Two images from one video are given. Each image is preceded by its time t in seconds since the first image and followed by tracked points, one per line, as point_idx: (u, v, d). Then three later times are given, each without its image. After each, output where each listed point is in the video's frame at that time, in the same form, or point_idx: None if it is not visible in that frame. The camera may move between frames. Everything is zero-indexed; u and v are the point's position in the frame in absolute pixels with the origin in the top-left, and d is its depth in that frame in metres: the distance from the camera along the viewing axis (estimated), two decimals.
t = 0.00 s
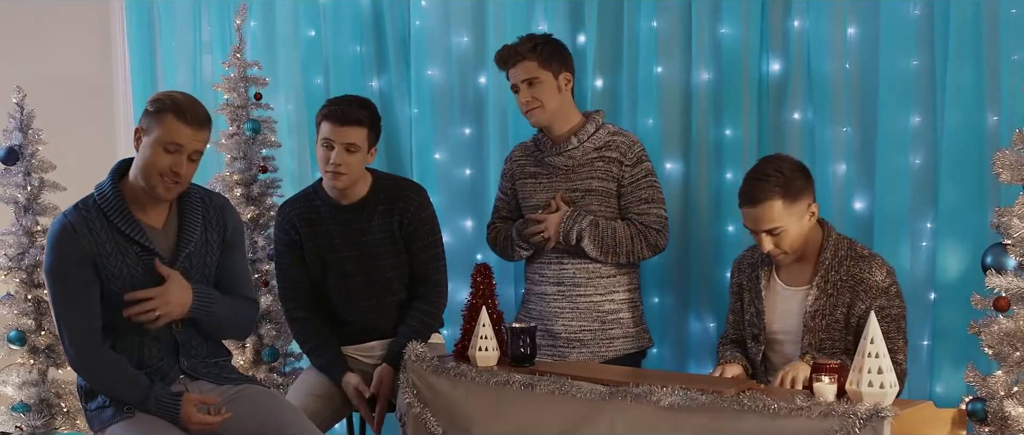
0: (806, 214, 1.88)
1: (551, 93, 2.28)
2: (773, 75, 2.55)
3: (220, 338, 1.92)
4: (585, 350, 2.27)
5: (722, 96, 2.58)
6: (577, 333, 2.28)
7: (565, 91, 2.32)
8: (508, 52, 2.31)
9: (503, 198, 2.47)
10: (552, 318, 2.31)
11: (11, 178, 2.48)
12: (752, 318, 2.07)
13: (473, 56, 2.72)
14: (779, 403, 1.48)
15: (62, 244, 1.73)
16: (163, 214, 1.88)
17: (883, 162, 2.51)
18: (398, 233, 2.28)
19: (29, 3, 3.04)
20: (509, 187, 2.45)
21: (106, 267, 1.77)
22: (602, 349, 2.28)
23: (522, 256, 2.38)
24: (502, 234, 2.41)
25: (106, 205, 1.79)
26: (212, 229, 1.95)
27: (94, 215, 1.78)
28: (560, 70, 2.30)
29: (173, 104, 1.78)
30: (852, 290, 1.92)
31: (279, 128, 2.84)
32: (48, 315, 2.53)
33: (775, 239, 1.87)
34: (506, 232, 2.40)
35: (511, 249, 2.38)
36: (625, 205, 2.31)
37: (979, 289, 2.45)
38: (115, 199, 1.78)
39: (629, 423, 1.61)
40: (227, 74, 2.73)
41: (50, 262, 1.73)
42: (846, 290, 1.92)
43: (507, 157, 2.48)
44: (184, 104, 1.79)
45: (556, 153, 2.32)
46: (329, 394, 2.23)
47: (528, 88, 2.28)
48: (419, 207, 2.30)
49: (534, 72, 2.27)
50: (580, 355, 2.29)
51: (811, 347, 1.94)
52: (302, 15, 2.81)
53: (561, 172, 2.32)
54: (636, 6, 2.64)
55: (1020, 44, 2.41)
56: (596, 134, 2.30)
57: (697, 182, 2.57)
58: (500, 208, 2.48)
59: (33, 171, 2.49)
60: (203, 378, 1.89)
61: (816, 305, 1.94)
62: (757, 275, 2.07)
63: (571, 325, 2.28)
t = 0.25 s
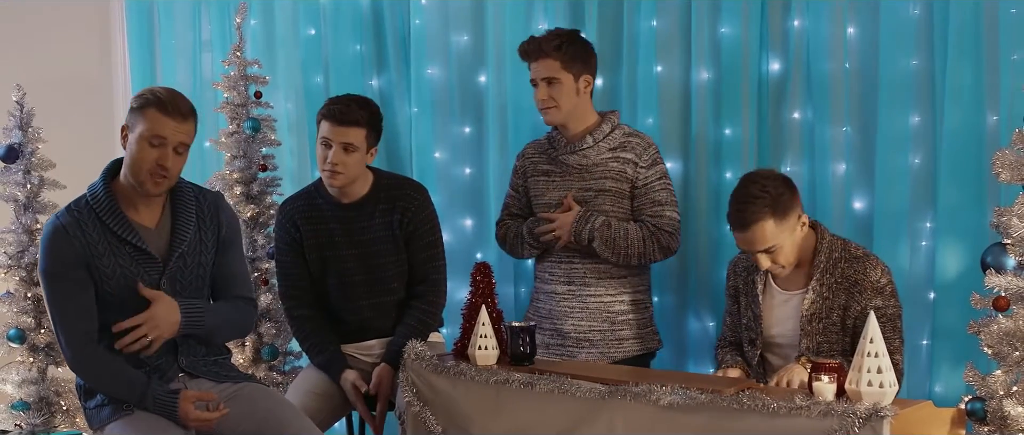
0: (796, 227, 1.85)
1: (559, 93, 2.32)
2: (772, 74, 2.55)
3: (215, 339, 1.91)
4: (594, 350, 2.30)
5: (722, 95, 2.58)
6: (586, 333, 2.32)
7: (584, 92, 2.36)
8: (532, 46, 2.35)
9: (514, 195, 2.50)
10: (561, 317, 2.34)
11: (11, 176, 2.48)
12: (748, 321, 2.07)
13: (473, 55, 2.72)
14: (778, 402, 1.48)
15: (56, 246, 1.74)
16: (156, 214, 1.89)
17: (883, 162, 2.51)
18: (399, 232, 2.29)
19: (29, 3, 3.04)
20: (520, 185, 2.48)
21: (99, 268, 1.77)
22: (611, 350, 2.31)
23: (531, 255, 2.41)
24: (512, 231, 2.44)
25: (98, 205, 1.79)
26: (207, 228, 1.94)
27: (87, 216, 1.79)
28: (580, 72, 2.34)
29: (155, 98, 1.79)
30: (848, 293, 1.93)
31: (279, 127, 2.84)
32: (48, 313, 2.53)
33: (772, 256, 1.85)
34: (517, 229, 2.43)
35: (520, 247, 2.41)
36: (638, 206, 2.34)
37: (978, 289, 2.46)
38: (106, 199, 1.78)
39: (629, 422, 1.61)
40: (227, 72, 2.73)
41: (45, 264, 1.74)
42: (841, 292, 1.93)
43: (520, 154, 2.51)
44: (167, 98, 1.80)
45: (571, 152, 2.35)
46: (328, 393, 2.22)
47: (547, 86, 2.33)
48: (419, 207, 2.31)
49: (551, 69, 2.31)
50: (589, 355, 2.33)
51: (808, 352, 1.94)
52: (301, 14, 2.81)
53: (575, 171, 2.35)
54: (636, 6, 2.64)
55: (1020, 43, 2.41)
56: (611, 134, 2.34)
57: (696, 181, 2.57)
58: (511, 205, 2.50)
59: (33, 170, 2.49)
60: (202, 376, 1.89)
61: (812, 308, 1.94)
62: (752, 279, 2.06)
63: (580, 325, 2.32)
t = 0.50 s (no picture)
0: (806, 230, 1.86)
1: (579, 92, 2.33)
2: (774, 74, 2.55)
3: (212, 340, 1.90)
4: (608, 352, 2.32)
5: (724, 95, 2.58)
6: (601, 335, 2.33)
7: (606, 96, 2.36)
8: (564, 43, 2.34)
9: (531, 195, 2.52)
10: (576, 318, 2.36)
11: (13, 176, 2.48)
12: (748, 324, 2.06)
13: (475, 55, 2.73)
14: (780, 402, 1.48)
15: (57, 245, 1.74)
16: (158, 213, 1.89)
17: (885, 162, 2.51)
18: (401, 232, 2.29)
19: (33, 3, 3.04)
20: (537, 184, 2.49)
21: (100, 267, 1.78)
22: (624, 353, 2.33)
23: (547, 255, 2.42)
24: (528, 230, 2.44)
25: (100, 204, 1.80)
26: (208, 227, 1.95)
27: (89, 215, 1.79)
28: (607, 77, 2.34)
29: (150, 95, 1.81)
30: (847, 292, 1.93)
31: (280, 126, 2.83)
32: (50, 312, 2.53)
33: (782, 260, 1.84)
34: (533, 229, 2.43)
35: (536, 248, 2.42)
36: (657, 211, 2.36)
37: (979, 289, 2.46)
38: (107, 198, 1.79)
39: (630, 422, 1.61)
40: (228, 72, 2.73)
41: (46, 263, 1.74)
42: (839, 291, 1.93)
43: (537, 152, 2.52)
44: (162, 95, 1.82)
45: (591, 154, 2.37)
46: (328, 392, 2.22)
47: (570, 85, 2.34)
48: (422, 207, 2.31)
49: (576, 69, 2.32)
50: (603, 357, 2.34)
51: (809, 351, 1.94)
52: (303, 13, 2.80)
53: (594, 173, 2.36)
54: (638, 6, 2.64)
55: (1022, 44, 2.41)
56: (632, 138, 2.35)
57: (698, 181, 2.57)
58: (526, 204, 2.51)
59: (35, 169, 2.49)
60: (204, 375, 1.89)
61: (811, 309, 1.93)
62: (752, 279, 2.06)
63: (595, 327, 2.34)
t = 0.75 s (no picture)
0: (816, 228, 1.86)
1: (598, 94, 2.33)
2: (775, 75, 2.55)
3: (217, 337, 1.90)
4: (620, 355, 2.33)
5: (726, 95, 2.57)
6: (613, 338, 2.34)
7: (626, 99, 2.37)
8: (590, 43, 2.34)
9: (544, 194, 2.52)
10: (589, 320, 2.37)
11: (15, 175, 2.48)
12: (751, 321, 2.06)
13: (477, 55, 2.73)
14: (781, 403, 1.48)
15: (65, 242, 1.75)
16: (167, 212, 1.89)
17: (887, 165, 2.50)
18: (404, 232, 2.29)
19: (38, 2, 3.04)
20: (552, 183, 2.50)
21: (109, 264, 1.78)
22: (636, 356, 2.34)
23: (559, 256, 2.45)
24: (541, 229, 2.46)
25: (109, 203, 1.80)
26: (216, 228, 1.95)
27: (98, 213, 1.80)
28: (629, 80, 2.35)
29: (156, 93, 1.81)
30: (852, 292, 1.93)
31: (280, 126, 2.83)
32: (51, 312, 2.53)
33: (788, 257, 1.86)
34: (546, 229, 2.45)
35: (549, 248, 2.44)
36: (672, 215, 2.36)
37: (981, 290, 2.45)
38: (117, 197, 1.79)
39: (630, 422, 1.61)
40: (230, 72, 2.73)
41: (53, 260, 1.74)
42: (845, 290, 1.93)
43: (551, 151, 2.53)
44: (169, 93, 1.82)
45: (605, 156, 2.37)
46: (329, 392, 2.23)
47: (591, 85, 2.34)
48: (425, 208, 2.31)
49: (597, 69, 2.32)
50: (614, 359, 2.35)
51: (811, 349, 1.95)
52: (305, 13, 2.80)
53: (609, 175, 2.37)
54: (640, 6, 2.64)
55: None
56: (647, 141, 2.35)
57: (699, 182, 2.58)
58: (541, 203, 2.53)
59: (36, 168, 2.49)
60: (205, 376, 1.89)
61: (816, 306, 1.94)
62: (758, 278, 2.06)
63: (608, 330, 2.34)
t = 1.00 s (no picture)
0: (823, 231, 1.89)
1: (609, 94, 2.33)
2: (775, 76, 2.55)
3: (226, 337, 1.92)
4: (623, 357, 2.33)
5: (726, 97, 2.57)
6: (616, 339, 2.34)
7: (635, 101, 2.36)
8: (601, 43, 2.33)
9: (550, 193, 2.52)
10: (592, 321, 2.37)
11: (14, 176, 2.48)
12: (755, 317, 2.07)
13: (477, 56, 2.73)
14: (781, 404, 1.48)
15: (75, 239, 1.74)
16: (177, 212, 1.90)
17: (887, 166, 2.50)
18: (408, 232, 2.29)
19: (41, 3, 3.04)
20: (558, 182, 2.50)
21: (119, 263, 1.78)
22: (639, 358, 2.34)
23: (563, 255, 2.46)
24: (546, 228, 2.46)
25: (121, 201, 1.80)
26: (224, 229, 1.96)
27: (109, 211, 1.80)
28: (638, 82, 2.35)
29: (165, 94, 1.82)
30: (859, 294, 1.93)
31: (280, 128, 2.83)
32: (51, 313, 2.53)
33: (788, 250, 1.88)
34: (550, 228, 2.45)
35: (552, 247, 2.45)
36: (677, 216, 2.36)
37: (980, 291, 2.46)
38: (128, 196, 1.80)
39: (630, 422, 1.61)
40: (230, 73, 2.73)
41: (62, 258, 1.74)
42: (852, 292, 1.93)
43: (558, 150, 2.52)
44: (178, 93, 1.83)
45: (613, 156, 2.37)
46: (328, 393, 2.23)
47: (601, 85, 2.33)
48: (429, 209, 2.31)
49: (609, 69, 2.31)
50: (617, 361, 2.35)
51: (813, 350, 1.96)
52: (304, 14, 2.80)
53: (616, 176, 2.37)
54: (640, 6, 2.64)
55: None
56: (655, 142, 2.34)
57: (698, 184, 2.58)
58: (546, 202, 2.53)
59: (36, 170, 2.49)
60: (206, 377, 1.89)
61: (822, 307, 1.94)
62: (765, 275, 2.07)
63: (611, 331, 2.34)
